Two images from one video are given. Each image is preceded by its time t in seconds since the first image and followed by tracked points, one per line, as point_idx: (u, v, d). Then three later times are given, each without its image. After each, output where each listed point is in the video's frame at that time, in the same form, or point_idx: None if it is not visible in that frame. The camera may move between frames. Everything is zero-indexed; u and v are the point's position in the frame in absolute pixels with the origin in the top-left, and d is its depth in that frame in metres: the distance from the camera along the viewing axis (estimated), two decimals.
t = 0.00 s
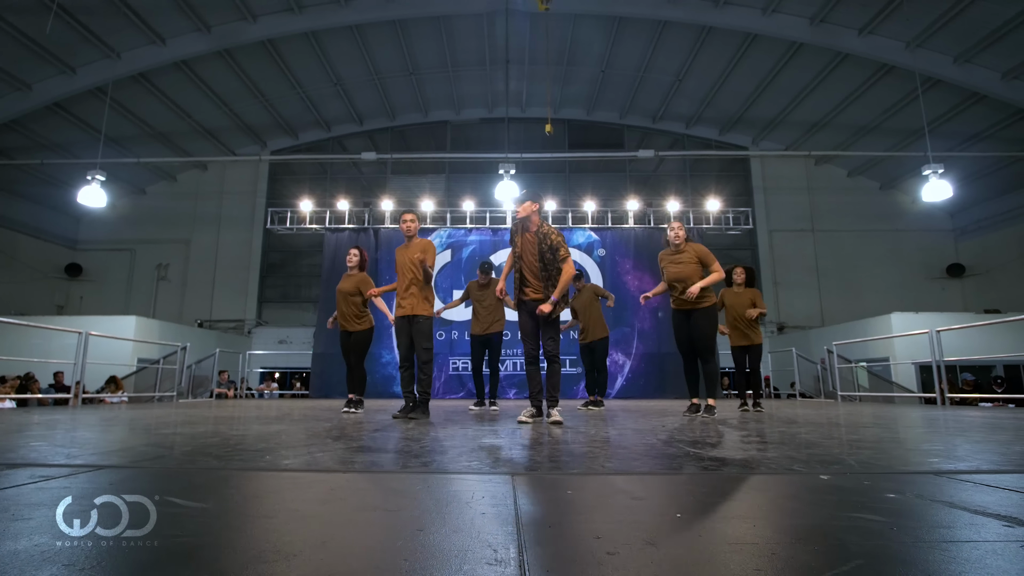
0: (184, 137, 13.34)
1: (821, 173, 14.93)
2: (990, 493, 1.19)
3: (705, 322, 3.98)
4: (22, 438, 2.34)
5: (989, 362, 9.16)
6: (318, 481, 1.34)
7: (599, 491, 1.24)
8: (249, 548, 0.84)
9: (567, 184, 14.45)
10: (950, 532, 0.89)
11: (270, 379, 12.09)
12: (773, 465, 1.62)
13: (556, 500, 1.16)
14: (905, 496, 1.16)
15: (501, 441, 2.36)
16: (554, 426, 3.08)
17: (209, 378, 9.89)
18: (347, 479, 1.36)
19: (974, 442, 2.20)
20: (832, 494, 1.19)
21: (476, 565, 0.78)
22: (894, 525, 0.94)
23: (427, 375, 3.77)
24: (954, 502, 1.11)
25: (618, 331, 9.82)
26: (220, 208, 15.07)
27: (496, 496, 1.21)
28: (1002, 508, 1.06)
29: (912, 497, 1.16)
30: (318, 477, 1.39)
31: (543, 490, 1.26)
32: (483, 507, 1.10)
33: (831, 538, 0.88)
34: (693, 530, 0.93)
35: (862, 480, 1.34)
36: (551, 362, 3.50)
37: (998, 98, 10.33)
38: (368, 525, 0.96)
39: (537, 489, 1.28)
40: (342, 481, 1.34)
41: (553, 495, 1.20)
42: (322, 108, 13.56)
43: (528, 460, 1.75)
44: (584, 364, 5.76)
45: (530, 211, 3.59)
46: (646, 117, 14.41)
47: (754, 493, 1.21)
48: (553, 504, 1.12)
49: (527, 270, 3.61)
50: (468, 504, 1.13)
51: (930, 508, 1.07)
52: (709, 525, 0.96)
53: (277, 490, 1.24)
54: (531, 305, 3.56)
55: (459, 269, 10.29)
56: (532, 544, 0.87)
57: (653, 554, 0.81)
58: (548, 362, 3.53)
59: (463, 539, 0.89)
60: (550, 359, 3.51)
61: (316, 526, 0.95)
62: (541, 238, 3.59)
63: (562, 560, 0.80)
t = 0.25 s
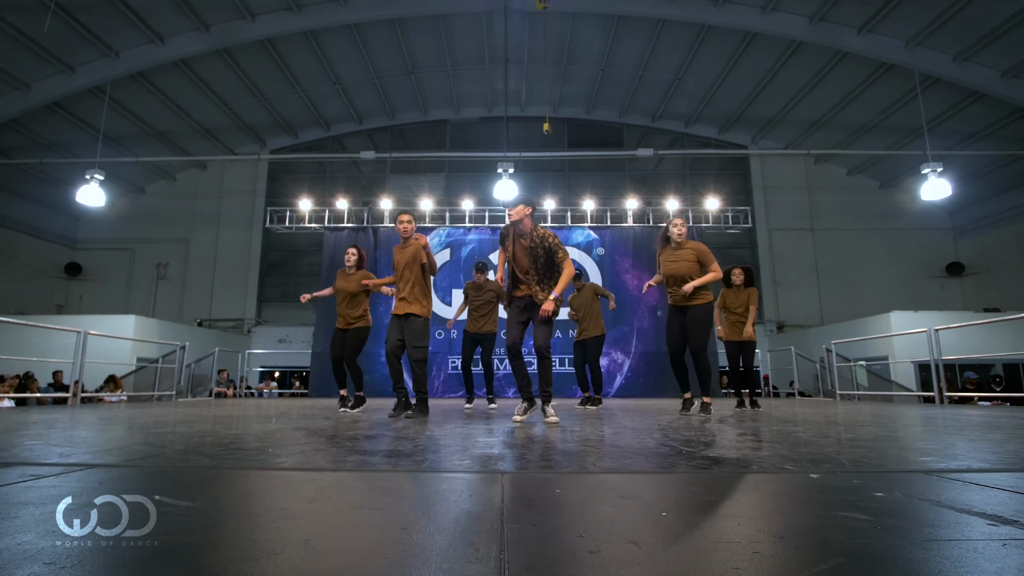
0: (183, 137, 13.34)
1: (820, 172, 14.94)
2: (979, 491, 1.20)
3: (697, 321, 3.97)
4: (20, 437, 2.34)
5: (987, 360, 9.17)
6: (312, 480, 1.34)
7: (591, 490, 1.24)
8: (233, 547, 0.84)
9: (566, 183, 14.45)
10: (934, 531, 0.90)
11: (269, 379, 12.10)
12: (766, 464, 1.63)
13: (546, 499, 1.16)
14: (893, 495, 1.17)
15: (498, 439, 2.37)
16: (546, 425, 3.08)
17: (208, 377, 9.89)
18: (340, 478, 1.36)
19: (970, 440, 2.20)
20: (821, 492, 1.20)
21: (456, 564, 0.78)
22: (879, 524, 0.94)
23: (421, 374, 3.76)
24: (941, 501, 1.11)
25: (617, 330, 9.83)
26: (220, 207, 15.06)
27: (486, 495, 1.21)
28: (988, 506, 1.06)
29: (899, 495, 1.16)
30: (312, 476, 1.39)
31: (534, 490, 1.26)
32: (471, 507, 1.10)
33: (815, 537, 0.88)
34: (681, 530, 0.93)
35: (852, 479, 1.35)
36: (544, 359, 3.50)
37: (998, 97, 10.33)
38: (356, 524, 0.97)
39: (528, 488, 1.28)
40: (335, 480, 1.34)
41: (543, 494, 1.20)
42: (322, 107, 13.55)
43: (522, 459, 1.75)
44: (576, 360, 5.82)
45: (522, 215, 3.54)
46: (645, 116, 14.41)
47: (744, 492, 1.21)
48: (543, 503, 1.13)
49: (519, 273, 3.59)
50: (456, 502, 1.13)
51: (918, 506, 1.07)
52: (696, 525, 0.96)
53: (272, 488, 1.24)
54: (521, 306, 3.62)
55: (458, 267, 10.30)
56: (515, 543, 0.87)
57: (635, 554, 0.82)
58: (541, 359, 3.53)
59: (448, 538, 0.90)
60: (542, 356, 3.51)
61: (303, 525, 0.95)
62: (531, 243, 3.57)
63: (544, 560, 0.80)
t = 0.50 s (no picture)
0: (182, 136, 13.32)
1: (819, 171, 14.95)
2: (969, 491, 1.19)
3: (696, 325, 4.00)
4: (17, 436, 2.33)
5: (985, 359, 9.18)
6: (308, 479, 1.34)
7: (582, 489, 1.24)
8: (216, 546, 0.84)
9: (565, 182, 14.43)
10: (915, 529, 0.90)
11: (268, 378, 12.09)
12: (759, 462, 1.63)
13: (535, 498, 1.16)
14: (881, 494, 1.17)
15: (495, 439, 2.36)
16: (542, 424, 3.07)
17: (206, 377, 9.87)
18: (334, 477, 1.36)
19: (966, 439, 2.20)
20: (807, 491, 1.20)
21: (436, 563, 0.78)
22: (861, 523, 0.94)
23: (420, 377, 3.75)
24: (927, 500, 1.12)
25: (616, 329, 9.83)
26: (218, 206, 15.04)
27: (475, 494, 1.20)
28: (976, 505, 1.06)
29: (887, 494, 1.17)
30: (309, 475, 1.39)
31: (525, 489, 1.26)
32: (459, 505, 1.10)
33: (796, 535, 0.88)
34: (668, 529, 0.93)
35: (843, 478, 1.35)
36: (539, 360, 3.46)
37: (996, 96, 10.34)
38: (342, 523, 0.97)
39: (519, 487, 1.28)
40: (332, 480, 1.33)
41: (534, 494, 1.20)
42: (320, 106, 13.53)
43: (518, 458, 1.75)
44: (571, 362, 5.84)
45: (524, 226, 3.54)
46: (644, 115, 14.41)
47: (735, 490, 1.21)
48: (532, 502, 1.12)
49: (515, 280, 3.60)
50: (444, 501, 1.13)
51: (904, 506, 1.07)
52: (684, 523, 0.96)
53: (268, 488, 1.24)
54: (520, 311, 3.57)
55: (456, 267, 10.31)
56: (495, 543, 0.87)
57: (615, 554, 0.82)
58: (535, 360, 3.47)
59: (431, 537, 0.89)
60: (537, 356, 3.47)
61: (289, 524, 0.95)
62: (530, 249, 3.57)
63: (526, 560, 0.80)
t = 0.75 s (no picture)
0: (182, 135, 13.32)
1: (819, 170, 14.94)
2: (958, 490, 1.19)
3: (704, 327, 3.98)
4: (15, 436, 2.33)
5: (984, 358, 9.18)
6: (303, 479, 1.34)
7: (574, 489, 1.24)
8: (202, 547, 0.84)
9: (564, 182, 14.43)
10: (898, 529, 0.90)
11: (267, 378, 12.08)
12: (755, 462, 1.63)
13: (526, 497, 1.16)
14: (869, 493, 1.17)
15: (492, 438, 2.36)
16: (554, 426, 2.99)
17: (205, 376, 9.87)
18: (329, 476, 1.36)
19: (964, 439, 2.20)
20: (797, 491, 1.20)
21: (416, 562, 0.78)
22: (846, 523, 0.95)
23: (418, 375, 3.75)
24: (914, 499, 1.12)
25: (616, 328, 9.83)
26: (218, 206, 15.04)
27: (464, 493, 1.21)
28: (962, 505, 1.06)
29: (876, 494, 1.16)
30: (305, 474, 1.39)
31: (516, 489, 1.25)
32: (447, 505, 1.10)
33: (782, 535, 0.89)
34: (659, 529, 0.93)
35: (833, 478, 1.35)
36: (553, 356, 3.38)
37: (995, 95, 10.34)
38: (330, 522, 0.97)
39: (511, 486, 1.28)
40: (326, 479, 1.33)
41: (524, 493, 1.20)
42: (319, 106, 13.53)
43: (513, 457, 1.75)
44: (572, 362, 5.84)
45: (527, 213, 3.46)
46: (644, 115, 14.41)
47: (727, 490, 1.21)
48: (522, 502, 1.12)
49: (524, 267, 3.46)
50: (432, 501, 1.13)
51: (892, 505, 1.07)
52: (675, 524, 0.96)
53: (265, 487, 1.24)
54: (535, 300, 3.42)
55: (456, 266, 10.31)
56: (478, 543, 0.87)
57: (599, 554, 0.82)
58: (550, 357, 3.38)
59: (416, 536, 0.89)
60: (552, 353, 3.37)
61: (276, 524, 0.95)
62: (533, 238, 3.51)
63: (508, 559, 0.80)
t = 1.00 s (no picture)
0: (181, 135, 13.30)
1: (818, 170, 14.95)
2: (946, 490, 1.20)
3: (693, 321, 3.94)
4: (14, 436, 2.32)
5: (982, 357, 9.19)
6: (297, 479, 1.34)
7: (565, 488, 1.24)
8: (191, 546, 0.84)
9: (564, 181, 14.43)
10: (879, 528, 0.91)
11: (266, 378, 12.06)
12: (750, 462, 1.62)
13: (515, 497, 1.16)
14: (857, 493, 1.17)
15: (488, 438, 2.36)
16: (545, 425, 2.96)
17: (204, 376, 9.86)
18: (323, 476, 1.36)
19: (964, 439, 2.19)
20: (786, 490, 1.20)
21: (395, 561, 0.78)
22: (829, 522, 0.95)
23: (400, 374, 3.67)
24: (902, 498, 1.11)
25: (615, 327, 9.84)
26: (218, 205, 15.03)
27: (453, 492, 1.20)
28: (948, 504, 1.06)
29: (864, 493, 1.16)
30: (299, 474, 1.39)
31: (507, 488, 1.25)
32: (434, 504, 1.10)
33: (769, 535, 0.88)
34: (649, 528, 0.93)
35: (823, 477, 1.35)
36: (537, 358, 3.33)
37: (994, 94, 10.34)
38: (317, 520, 0.97)
39: (502, 485, 1.28)
40: (319, 478, 1.33)
41: (514, 493, 1.20)
42: (319, 106, 13.52)
43: (508, 458, 1.75)
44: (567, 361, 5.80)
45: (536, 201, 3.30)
46: (643, 114, 14.40)
47: (717, 489, 1.21)
48: (510, 502, 1.12)
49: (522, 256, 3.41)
50: (420, 500, 1.13)
51: (878, 504, 1.07)
52: (664, 523, 0.96)
53: (260, 487, 1.23)
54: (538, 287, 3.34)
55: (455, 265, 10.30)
56: (462, 541, 0.87)
57: (586, 553, 0.81)
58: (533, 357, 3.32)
59: (401, 536, 0.89)
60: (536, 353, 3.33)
61: (263, 524, 0.95)
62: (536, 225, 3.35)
63: (492, 558, 0.80)
